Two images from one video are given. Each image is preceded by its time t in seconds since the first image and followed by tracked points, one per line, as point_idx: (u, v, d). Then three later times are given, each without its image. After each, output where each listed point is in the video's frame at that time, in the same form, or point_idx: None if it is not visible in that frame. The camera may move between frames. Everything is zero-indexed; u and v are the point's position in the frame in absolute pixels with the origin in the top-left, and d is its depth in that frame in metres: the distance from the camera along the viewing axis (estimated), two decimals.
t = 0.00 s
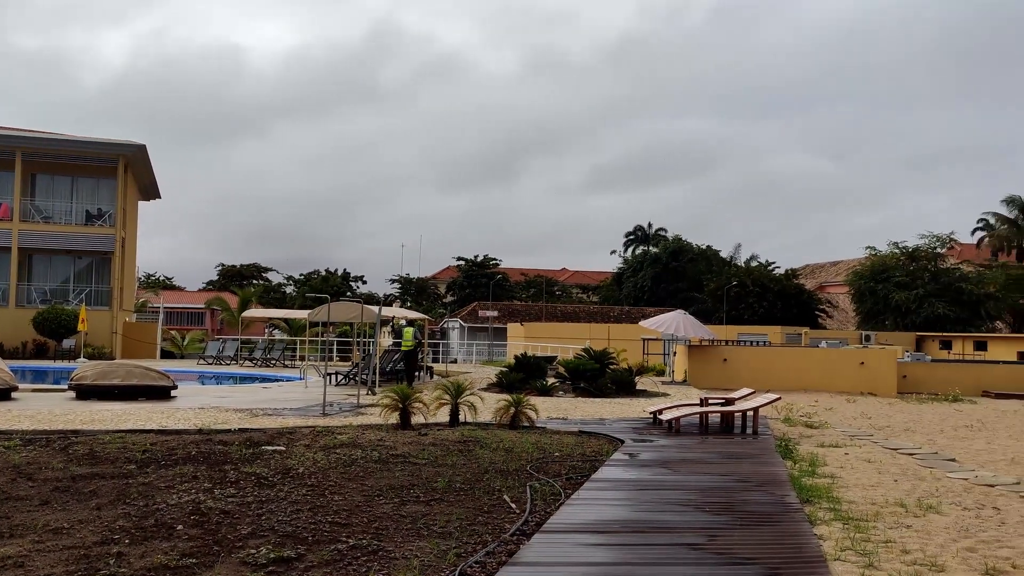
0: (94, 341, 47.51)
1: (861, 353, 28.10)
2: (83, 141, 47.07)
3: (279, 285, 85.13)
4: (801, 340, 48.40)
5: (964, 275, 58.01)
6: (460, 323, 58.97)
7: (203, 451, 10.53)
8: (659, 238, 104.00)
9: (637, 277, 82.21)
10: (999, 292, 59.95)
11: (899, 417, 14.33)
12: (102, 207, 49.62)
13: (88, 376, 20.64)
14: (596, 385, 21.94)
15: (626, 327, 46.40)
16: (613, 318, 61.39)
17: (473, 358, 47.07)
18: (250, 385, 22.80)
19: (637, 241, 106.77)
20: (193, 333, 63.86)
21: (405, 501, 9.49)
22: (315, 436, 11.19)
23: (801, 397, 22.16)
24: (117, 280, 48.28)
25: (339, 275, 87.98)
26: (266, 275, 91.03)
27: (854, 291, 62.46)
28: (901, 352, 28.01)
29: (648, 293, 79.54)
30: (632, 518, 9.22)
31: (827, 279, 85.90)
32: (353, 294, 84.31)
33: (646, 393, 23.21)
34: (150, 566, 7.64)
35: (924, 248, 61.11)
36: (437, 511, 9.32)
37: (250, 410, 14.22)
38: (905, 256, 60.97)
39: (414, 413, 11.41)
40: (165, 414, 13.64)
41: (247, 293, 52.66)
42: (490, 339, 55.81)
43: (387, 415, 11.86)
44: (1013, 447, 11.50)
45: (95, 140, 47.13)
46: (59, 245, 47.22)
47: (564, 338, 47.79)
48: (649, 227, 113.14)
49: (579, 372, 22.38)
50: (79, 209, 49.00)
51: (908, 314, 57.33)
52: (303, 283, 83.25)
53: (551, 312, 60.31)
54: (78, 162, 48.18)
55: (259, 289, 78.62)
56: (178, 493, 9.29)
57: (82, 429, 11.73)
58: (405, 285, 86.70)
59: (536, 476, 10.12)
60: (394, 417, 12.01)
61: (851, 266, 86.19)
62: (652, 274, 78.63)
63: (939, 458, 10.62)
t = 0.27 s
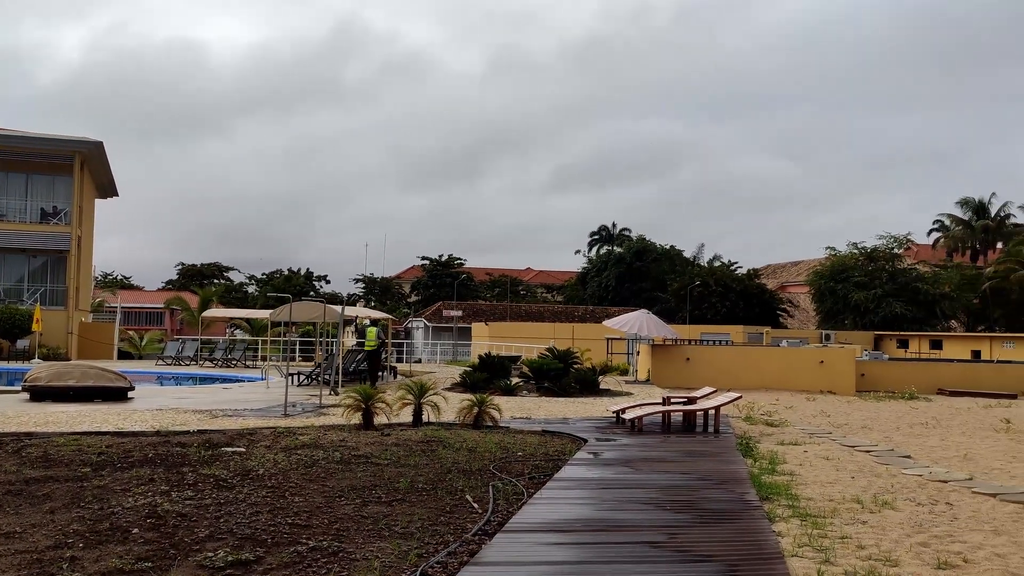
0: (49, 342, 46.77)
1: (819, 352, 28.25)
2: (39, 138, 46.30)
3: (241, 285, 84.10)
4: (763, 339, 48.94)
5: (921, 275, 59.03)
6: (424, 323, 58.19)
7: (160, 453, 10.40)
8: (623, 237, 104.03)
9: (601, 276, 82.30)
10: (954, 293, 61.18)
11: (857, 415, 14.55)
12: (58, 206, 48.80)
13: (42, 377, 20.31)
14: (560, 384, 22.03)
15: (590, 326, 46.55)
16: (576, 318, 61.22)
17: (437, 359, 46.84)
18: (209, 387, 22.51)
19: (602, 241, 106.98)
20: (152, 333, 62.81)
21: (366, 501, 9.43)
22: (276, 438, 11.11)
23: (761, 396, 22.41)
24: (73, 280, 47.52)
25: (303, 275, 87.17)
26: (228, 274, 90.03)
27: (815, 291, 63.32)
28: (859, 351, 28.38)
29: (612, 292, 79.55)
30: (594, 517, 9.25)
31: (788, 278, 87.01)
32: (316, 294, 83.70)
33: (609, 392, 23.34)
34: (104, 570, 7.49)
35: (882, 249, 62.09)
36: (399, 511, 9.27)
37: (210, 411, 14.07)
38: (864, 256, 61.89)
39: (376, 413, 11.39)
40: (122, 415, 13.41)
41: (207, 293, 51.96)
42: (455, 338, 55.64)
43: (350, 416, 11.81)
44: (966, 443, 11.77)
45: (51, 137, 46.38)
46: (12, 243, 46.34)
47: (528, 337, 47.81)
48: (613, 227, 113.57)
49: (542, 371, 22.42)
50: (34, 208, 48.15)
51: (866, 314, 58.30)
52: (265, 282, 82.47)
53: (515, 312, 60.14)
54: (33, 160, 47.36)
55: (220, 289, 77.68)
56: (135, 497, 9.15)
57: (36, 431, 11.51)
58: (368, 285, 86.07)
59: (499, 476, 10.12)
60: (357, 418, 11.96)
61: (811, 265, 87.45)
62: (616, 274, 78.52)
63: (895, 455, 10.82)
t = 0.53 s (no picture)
0: (10, 342, 45.99)
1: (786, 350, 28.49)
2: None
3: (209, 283, 83.13)
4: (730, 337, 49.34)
5: (885, 275, 60.00)
6: (393, 322, 57.87)
7: (124, 455, 10.30)
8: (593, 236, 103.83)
9: (570, 275, 82.13)
10: (917, 291, 62.21)
11: (821, 413, 14.74)
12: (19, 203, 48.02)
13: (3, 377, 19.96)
14: (529, 383, 22.12)
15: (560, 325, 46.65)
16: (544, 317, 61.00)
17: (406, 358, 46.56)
18: (173, 387, 22.23)
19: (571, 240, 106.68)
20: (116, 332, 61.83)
21: (333, 501, 9.37)
22: (242, 438, 11.05)
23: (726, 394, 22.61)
24: (34, 278, 46.77)
25: (271, 274, 86.47)
26: (194, 273, 89.07)
27: (781, 289, 63.94)
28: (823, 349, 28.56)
29: (581, 291, 79.53)
30: (562, 515, 9.27)
31: (755, 278, 87.81)
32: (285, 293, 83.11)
33: (578, 391, 23.43)
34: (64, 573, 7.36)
35: (847, 248, 62.76)
36: (366, 511, 9.23)
37: (175, 411, 13.93)
38: (829, 256, 62.58)
39: (345, 413, 11.36)
40: (83, 416, 13.21)
41: (173, 292, 51.30)
42: (424, 337, 55.40)
43: (317, 416, 11.77)
44: (927, 440, 11.97)
45: (12, 133, 45.64)
46: None
47: (498, 337, 47.77)
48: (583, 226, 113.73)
49: (511, 370, 22.45)
50: None
51: (831, 312, 58.90)
52: (232, 281, 81.68)
53: (485, 310, 60.00)
54: None
55: (186, 288, 76.85)
56: (97, 498, 9.03)
57: None
58: (338, 284, 85.57)
59: (467, 475, 10.11)
60: (325, 418, 11.93)
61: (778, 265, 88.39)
62: (585, 274, 78.49)
63: (859, 452, 10.98)
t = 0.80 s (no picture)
0: None
1: (755, 348, 28.64)
2: None
3: (176, 282, 82.11)
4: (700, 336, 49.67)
5: (852, 273, 60.84)
6: (363, 320, 57.53)
7: (87, 455, 10.18)
8: (563, 234, 103.60)
9: (541, 273, 81.84)
10: (883, 290, 63.12)
11: (788, 410, 14.90)
12: None
13: None
14: (499, 381, 22.15)
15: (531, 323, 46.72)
16: (515, 315, 60.94)
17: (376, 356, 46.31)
18: (138, 386, 21.95)
19: (541, 238, 105.49)
20: (81, 331, 60.83)
21: (300, 501, 9.29)
22: (209, 438, 10.97)
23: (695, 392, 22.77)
24: None
25: (239, 272, 85.62)
26: (160, 271, 87.93)
27: (750, 287, 64.45)
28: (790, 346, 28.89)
29: (552, 289, 79.09)
30: (531, 513, 9.27)
31: (724, 276, 88.51)
32: (254, 291, 82.43)
33: (549, 389, 23.48)
34: None
35: (814, 247, 63.41)
36: (333, 510, 9.16)
37: (141, 411, 13.76)
38: (797, 254, 63.22)
39: (313, 412, 11.34)
40: (44, 416, 13.00)
41: (139, 290, 50.62)
42: (395, 336, 55.15)
43: (286, 415, 11.73)
44: (892, 435, 12.15)
45: None
46: None
47: (468, 335, 47.66)
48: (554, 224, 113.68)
49: (482, 368, 22.43)
50: None
51: (800, 310, 59.57)
52: (200, 279, 80.75)
53: (456, 308, 59.86)
54: None
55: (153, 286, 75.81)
56: (59, 500, 8.89)
57: None
58: (307, 282, 84.96)
59: (436, 474, 10.08)
60: (293, 417, 11.89)
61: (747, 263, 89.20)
62: (555, 271, 78.13)
63: (825, 448, 11.10)
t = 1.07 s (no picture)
0: None
1: (724, 345, 28.96)
2: None
3: (144, 280, 81.06)
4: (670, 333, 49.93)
5: (820, 271, 61.48)
6: (334, 318, 57.16)
7: (51, 455, 10.05)
8: (534, 233, 103.23)
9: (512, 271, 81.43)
10: (851, 287, 63.86)
11: (756, 406, 15.03)
12: None
13: None
14: (470, 379, 22.06)
15: (503, 321, 46.71)
16: (487, 312, 60.82)
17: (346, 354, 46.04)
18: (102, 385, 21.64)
19: (513, 236, 104.56)
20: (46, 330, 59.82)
21: (268, 501, 9.21)
22: (176, 438, 10.89)
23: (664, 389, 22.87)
24: None
25: (208, 269, 84.69)
26: (127, 269, 86.74)
27: (720, 285, 64.64)
28: (760, 344, 29.15)
29: (523, 287, 78.55)
30: (502, 511, 9.26)
31: (695, 274, 89.07)
32: (223, 289, 81.71)
33: (520, 387, 23.48)
34: None
35: (783, 245, 63.83)
36: (302, 510, 9.09)
37: (106, 411, 13.60)
38: (767, 252, 63.62)
39: (282, 411, 11.31)
40: (6, 417, 12.81)
41: (105, 288, 49.91)
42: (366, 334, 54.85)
43: (254, 415, 11.69)
44: (858, 431, 12.30)
45: None
46: None
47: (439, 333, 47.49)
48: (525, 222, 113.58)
49: (453, 366, 22.31)
50: None
51: (769, 308, 59.94)
52: (168, 277, 79.79)
53: (428, 306, 59.62)
54: None
55: (119, 284, 74.81)
56: (22, 501, 8.76)
57: None
58: (277, 280, 84.28)
59: (406, 472, 10.05)
60: (263, 417, 11.85)
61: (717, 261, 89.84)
62: (527, 269, 77.69)
63: (793, 444, 11.22)
